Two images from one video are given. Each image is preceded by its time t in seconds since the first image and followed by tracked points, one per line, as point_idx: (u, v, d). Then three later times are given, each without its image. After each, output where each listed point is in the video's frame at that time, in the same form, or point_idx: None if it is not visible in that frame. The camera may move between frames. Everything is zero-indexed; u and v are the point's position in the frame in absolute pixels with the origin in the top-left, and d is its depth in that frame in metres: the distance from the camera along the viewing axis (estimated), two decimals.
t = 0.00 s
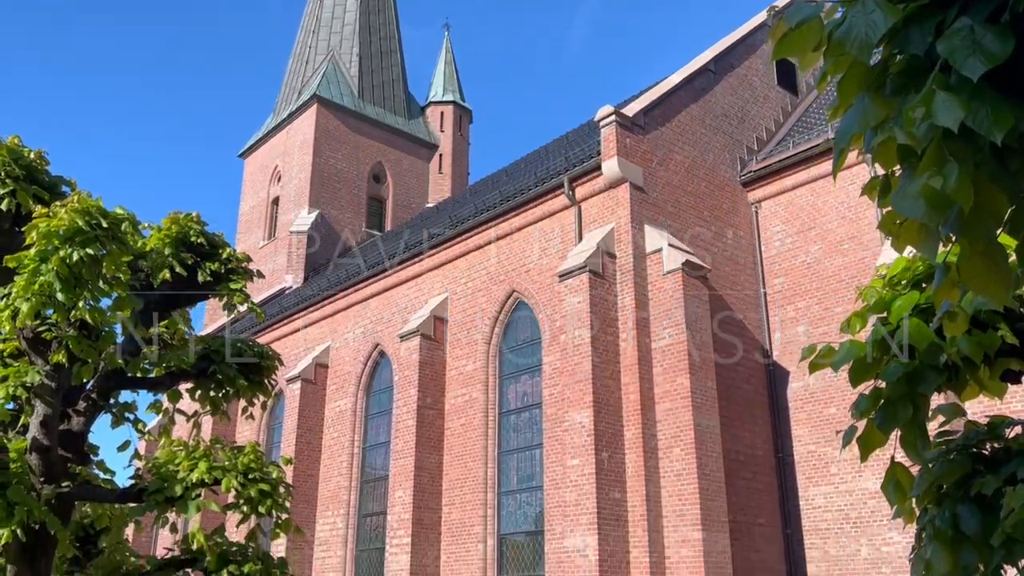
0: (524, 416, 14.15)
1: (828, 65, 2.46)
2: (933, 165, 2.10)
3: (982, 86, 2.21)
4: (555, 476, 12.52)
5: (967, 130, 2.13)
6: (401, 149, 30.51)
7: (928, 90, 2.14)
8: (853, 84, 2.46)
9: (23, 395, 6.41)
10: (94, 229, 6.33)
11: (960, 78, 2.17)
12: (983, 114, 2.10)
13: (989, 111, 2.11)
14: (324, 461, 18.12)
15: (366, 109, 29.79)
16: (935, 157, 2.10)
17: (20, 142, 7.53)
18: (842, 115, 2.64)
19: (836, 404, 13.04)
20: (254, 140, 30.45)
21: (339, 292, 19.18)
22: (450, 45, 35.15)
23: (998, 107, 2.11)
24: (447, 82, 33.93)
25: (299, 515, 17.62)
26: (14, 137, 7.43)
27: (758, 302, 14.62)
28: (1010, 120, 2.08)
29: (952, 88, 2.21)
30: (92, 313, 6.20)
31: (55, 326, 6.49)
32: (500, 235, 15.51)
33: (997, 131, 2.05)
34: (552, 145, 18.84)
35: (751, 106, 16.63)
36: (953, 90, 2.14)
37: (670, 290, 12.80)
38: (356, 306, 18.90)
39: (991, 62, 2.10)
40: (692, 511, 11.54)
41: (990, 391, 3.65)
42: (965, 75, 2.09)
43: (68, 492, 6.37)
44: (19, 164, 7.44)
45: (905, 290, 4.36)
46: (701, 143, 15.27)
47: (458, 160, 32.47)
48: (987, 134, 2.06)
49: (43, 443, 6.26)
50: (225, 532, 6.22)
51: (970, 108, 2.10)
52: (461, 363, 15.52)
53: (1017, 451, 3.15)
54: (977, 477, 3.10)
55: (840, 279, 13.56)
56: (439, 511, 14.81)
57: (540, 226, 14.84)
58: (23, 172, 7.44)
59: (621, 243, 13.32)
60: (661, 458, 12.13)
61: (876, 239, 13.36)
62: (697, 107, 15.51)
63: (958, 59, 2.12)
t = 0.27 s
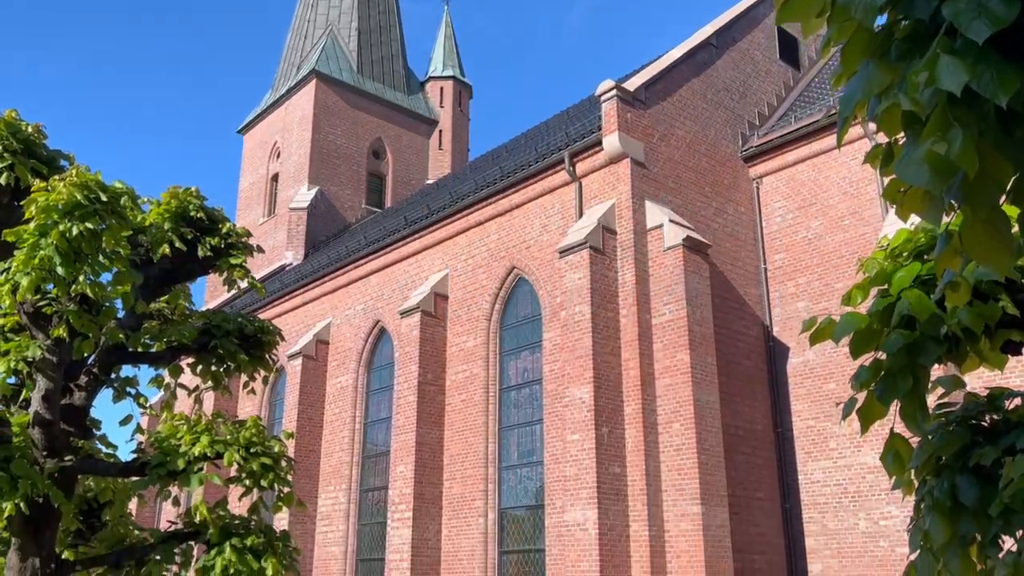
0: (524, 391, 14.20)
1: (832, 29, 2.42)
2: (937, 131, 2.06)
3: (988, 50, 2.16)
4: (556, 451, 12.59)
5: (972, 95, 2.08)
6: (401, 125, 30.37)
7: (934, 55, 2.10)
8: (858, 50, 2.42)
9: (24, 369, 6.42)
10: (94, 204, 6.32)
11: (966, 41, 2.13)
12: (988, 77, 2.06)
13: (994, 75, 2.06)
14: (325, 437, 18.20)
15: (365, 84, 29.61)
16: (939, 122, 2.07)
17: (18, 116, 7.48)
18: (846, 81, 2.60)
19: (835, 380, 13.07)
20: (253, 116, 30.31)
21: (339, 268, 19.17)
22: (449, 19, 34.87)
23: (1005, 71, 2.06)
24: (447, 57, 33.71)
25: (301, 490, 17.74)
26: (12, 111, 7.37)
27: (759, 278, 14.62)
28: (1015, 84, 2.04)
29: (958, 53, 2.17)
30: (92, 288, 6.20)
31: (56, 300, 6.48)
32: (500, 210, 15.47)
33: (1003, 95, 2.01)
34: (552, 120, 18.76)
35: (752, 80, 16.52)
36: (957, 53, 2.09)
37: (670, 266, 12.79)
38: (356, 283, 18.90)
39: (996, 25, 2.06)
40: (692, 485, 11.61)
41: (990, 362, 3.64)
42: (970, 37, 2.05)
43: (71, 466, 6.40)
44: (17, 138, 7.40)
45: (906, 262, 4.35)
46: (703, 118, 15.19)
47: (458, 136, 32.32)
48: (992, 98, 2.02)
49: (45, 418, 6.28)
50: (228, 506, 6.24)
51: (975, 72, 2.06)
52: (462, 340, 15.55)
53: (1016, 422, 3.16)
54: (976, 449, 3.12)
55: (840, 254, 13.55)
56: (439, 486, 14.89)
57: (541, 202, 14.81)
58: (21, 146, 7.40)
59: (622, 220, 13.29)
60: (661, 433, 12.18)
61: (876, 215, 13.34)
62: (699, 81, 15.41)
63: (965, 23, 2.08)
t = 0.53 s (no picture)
0: (525, 368, 14.23)
1: None
2: (938, 97, 2.04)
3: (990, 16, 2.13)
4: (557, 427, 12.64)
5: (975, 61, 2.05)
6: (400, 101, 30.21)
7: (935, 21, 2.07)
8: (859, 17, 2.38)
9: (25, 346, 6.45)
10: (92, 179, 6.29)
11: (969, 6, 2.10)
12: (989, 43, 2.03)
13: (996, 41, 2.03)
14: (327, 415, 18.27)
15: (364, 61, 29.41)
16: (941, 89, 2.04)
17: (14, 91, 7.43)
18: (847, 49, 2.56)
19: (834, 356, 13.10)
20: (252, 93, 30.15)
21: (339, 246, 19.16)
22: None
23: (1006, 36, 2.03)
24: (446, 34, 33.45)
25: (304, 467, 17.84)
26: (8, 85, 7.32)
27: (759, 255, 14.60)
28: (1017, 50, 2.01)
29: (960, 18, 2.13)
30: (92, 264, 6.19)
31: (55, 276, 6.48)
32: (499, 188, 15.44)
33: (1003, 63, 1.99)
34: (552, 97, 18.65)
35: (754, 56, 16.41)
36: (960, 18, 2.06)
37: (670, 243, 12.77)
38: (357, 261, 18.88)
39: None
40: (691, 461, 11.66)
41: (990, 334, 3.62)
42: None
43: (73, 441, 6.45)
44: (13, 113, 7.36)
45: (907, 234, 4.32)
46: (705, 94, 15.10)
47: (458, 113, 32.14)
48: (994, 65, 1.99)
49: (47, 394, 6.35)
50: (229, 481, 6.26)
51: (977, 38, 2.03)
52: (462, 317, 15.56)
53: (1015, 395, 3.16)
54: (974, 421, 3.13)
55: (840, 231, 13.54)
56: (440, 462, 14.96)
57: (541, 179, 14.77)
58: (18, 121, 7.37)
59: (623, 197, 13.25)
60: (661, 410, 12.22)
61: (877, 191, 13.31)
62: (700, 57, 15.31)
63: None
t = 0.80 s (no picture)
0: (525, 347, 14.25)
1: None
2: (940, 69, 2.02)
3: None
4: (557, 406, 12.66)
5: (977, 31, 2.03)
6: (399, 79, 30.04)
7: None
8: None
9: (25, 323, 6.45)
10: (91, 156, 6.26)
11: None
12: (991, 13, 2.00)
13: (998, 11, 2.01)
14: (328, 394, 18.32)
15: (363, 38, 29.20)
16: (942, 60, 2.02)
17: (11, 68, 7.37)
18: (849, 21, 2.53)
19: (834, 335, 13.13)
20: (249, 72, 29.96)
21: (339, 226, 19.14)
22: None
23: (1008, 7, 2.00)
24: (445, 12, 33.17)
25: (305, 445, 17.92)
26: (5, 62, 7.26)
27: (759, 234, 14.58)
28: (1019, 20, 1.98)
29: None
30: (92, 242, 6.19)
31: (54, 254, 6.46)
32: (499, 167, 15.39)
33: (1005, 33, 1.96)
34: (552, 75, 18.55)
35: (755, 33, 16.29)
36: None
37: (670, 222, 12.75)
38: (357, 240, 18.85)
39: None
40: (690, 439, 11.70)
41: (989, 310, 3.62)
42: None
43: (75, 419, 6.47)
44: (10, 91, 7.30)
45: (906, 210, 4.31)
46: (706, 72, 15.02)
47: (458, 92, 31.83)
48: (996, 36, 1.97)
49: (47, 371, 6.38)
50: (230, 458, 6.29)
51: (979, 7, 2.00)
52: (462, 296, 15.57)
53: (1013, 370, 3.18)
54: (973, 397, 3.14)
55: (841, 210, 13.52)
56: (440, 441, 15.02)
57: (541, 158, 14.72)
58: (15, 98, 7.32)
59: (623, 175, 13.20)
60: (660, 388, 12.25)
61: (877, 169, 13.27)
62: (701, 34, 15.20)
63: None
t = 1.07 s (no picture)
0: (525, 328, 14.27)
1: None
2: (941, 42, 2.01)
3: None
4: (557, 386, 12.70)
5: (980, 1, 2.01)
6: (398, 60, 29.86)
7: None
8: None
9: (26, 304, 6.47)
10: (89, 136, 6.22)
11: None
12: None
13: None
14: (329, 374, 18.36)
15: (361, 18, 29.01)
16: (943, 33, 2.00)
17: (8, 48, 7.33)
18: None
19: (834, 315, 13.15)
20: (247, 52, 29.79)
21: (339, 207, 19.10)
22: None
23: None
24: None
25: (307, 425, 17.97)
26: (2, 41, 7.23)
27: (760, 215, 14.55)
28: None
29: None
30: (91, 222, 6.19)
31: (54, 235, 6.45)
32: (499, 147, 15.34)
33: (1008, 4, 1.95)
34: (552, 55, 18.44)
35: (756, 12, 16.17)
36: None
37: (671, 203, 12.72)
38: (357, 221, 18.81)
39: None
40: (690, 419, 11.74)
41: (987, 287, 3.63)
42: None
43: (76, 399, 6.49)
44: (8, 70, 7.27)
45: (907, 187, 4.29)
46: (707, 52, 14.93)
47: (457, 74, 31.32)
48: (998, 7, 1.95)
49: (48, 351, 6.40)
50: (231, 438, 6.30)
51: None
52: (462, 277, 15.56)
53: (1012, 347, 3.19)
54: (972, 373, 3.15)
55: (841, 190, 13.50)
56: (441, 422, 15.06)
57: (541, 138, 14.67)
58: (13, 78, 7.30)
59: (624, 155, 13.16)
60: (660, 369, 12.28)
61: (878, 149, 13.24)
62: (701, 13, 15.11)
63: None
